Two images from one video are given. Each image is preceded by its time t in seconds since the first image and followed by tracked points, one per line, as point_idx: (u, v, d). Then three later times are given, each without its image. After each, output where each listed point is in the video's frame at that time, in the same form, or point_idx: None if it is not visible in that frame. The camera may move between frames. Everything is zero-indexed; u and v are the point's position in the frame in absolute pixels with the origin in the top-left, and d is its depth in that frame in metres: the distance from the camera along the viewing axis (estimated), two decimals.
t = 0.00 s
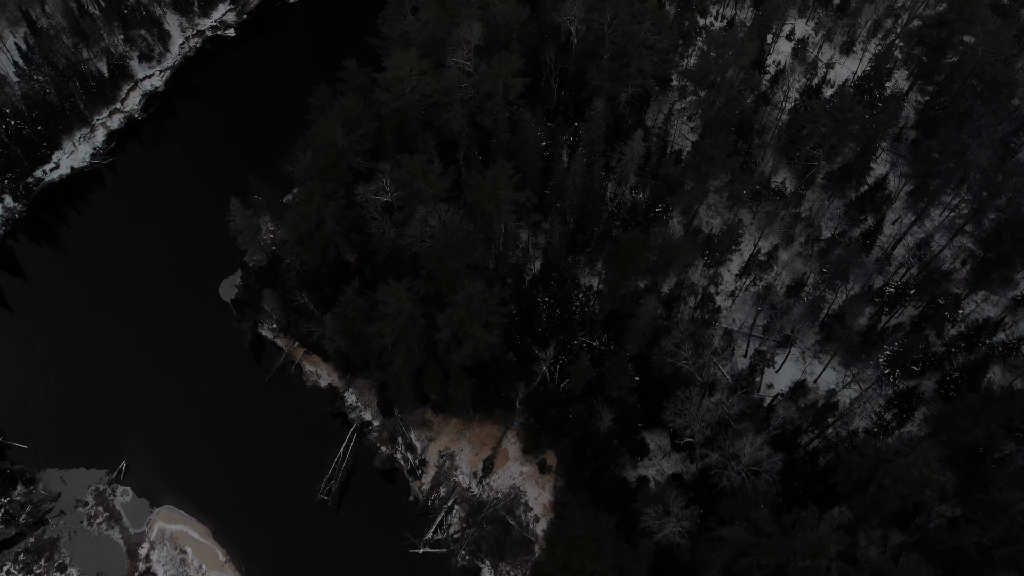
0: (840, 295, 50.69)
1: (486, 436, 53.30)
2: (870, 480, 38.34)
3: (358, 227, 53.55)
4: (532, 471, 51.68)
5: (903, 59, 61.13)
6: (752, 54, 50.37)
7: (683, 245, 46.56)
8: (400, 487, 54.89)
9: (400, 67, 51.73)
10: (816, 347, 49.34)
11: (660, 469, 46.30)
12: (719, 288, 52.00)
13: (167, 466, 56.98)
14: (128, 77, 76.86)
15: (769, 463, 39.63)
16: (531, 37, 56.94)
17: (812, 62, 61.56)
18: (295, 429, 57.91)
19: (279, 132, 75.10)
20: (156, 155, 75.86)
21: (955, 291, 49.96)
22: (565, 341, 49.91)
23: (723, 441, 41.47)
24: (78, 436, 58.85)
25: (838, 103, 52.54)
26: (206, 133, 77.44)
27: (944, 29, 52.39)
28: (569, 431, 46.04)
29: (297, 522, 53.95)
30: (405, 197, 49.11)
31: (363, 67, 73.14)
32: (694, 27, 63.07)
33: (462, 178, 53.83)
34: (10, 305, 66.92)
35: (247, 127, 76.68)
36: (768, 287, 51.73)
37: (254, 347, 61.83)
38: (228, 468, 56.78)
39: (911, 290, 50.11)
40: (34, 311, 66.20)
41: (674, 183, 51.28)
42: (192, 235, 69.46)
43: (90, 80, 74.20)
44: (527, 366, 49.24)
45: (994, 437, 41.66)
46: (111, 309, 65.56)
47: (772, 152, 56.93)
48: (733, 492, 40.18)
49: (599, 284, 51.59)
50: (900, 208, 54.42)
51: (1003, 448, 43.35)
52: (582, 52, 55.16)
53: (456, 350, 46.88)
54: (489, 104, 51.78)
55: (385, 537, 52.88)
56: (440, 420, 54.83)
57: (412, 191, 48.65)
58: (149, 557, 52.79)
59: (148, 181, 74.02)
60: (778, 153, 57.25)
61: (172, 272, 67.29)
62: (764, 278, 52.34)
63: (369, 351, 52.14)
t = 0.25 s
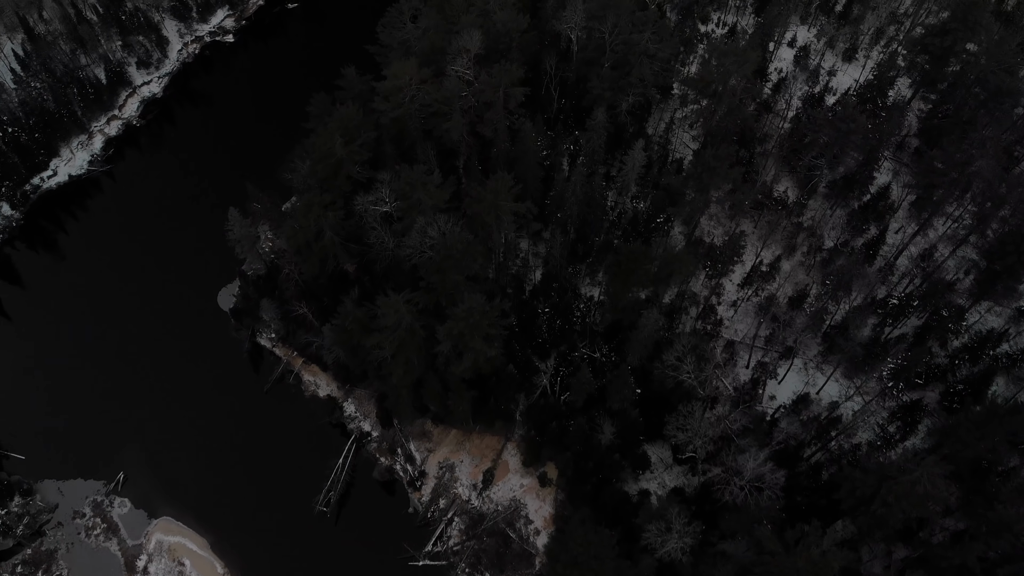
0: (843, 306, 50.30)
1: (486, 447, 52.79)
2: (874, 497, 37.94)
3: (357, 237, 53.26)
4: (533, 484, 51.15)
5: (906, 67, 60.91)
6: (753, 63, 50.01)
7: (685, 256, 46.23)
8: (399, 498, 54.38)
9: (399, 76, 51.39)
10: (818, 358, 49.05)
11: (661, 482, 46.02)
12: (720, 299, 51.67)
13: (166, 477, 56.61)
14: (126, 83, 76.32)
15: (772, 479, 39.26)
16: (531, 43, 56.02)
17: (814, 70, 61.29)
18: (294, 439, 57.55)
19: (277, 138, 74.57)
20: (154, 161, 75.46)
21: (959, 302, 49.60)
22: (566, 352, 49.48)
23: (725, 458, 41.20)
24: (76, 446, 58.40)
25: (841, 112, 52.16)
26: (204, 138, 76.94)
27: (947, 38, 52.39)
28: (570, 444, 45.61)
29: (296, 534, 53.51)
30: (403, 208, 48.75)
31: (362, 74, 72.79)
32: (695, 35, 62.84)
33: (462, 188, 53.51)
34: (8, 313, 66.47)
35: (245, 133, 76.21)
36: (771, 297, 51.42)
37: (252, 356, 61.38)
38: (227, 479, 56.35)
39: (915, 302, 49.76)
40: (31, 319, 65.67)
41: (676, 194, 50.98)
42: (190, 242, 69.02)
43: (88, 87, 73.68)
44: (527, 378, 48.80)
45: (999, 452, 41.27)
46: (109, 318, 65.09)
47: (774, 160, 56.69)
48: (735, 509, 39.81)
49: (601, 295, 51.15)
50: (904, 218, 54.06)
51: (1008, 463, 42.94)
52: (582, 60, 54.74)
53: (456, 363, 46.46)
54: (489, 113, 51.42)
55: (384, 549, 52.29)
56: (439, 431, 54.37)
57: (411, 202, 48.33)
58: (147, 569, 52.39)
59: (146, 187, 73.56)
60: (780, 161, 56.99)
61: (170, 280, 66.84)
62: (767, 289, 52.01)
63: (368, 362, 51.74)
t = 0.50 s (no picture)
0: (847, 318, 49.84)
1: (486, 460, 52.13)
2: (879, 516, 37.57)
3: (357, 249, 52.94)
4: (533, 498, 50.38)
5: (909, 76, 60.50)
6: (755, 73, 49.62)
7: (687, 269, 45.79)
8: (398, 511, 53.83)
9: (399, 87, 51.08)
10: (821, 370, 48.72)
11: (664, 497, 45.38)
12: (723, 311, 51.29)
13: (163, 489, 56.16)
14: (124, 90, 75.88)
15: (776, 498, 38.87)
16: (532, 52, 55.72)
17: (817, 78, 60.90)
18: (293, 451, 57.14)
19: (276, 145, 74.06)
20: (153, 169, 75.08)
21: (963, 315, 49.22)
22: (567, 365, 49.15)
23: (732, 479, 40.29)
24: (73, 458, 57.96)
25: (844, 123, 51.77)
26: (202, 145, 76.45)
27: (950, 48, 52.19)
28: (571, 459, 45.17)
29: (294, 547, 52.97)
30: (403, 220, 48.31)
31: (362, 84, 72.48)
32: (696, 43, 62.53)
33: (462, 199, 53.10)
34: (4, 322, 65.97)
35: (244, 140, 75.78)
36: (773, 309, 51.05)
37: (251, 367, 60.98)
38: (225, 491, 55.89)
39: (919, 316, 49.47)
40: (28, 329, 65.20)
41: (678, 207, 50.64)
42: (189, 251, 68.62)
43: (86, 94, 73.26)
44: (528, 392, 48.47)
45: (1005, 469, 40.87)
46: (106, 327, 64.62)
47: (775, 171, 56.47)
48: (739, 528, 39.32)
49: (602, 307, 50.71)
50: (907, 229, 53.75)
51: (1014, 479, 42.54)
52: (583, 69, 54.30)
53: (456, 377, 46.02)
54: (489, 125, 51.04)
55: (383, 563, 51.69)
56: (439, 443, 53.87)
57: (411, 215, 47.87)
58: None
59: (145, 195, 73.13)
60: (782, 172, 56.68)
61: (168, 290, 66.41)
62: (769, 302, 51.64)
63: (368, 375, 51.32)
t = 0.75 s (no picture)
0: (851, 330, 49.42)
1: (486, 472, 51.65)
2: (882, 533, 37.26)
3: (356, 259, 52.53)
4: (534, 511, 49.86)
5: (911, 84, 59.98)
6: (758, 82, 49.23)
7: (690, 281, 45.30)
8: (398, 522, 53.43)
9: (398, 97, 50.66)
10: (824, 381, 48.33)
11: (666, 510, 44.66)
12: (725, 321, 50.92)
13: (161, 501, 55.79)
14: (123, 97, 75.28)
15: (779, 514, 38.61)
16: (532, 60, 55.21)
17: (819, 86, 60.62)
18: (292, 462, 56.75)
19: (275, 152, 73.68)
20: (151, 175, 74.69)
21: (968, 327, 48.84)
22: (568, 377, 48.73)
23: (735, 495, 40.03)
24: (70, 468, 57.58)
25: (847, 132, 51.36)
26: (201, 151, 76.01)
27: (954, 57, 51.86)
28: (572, 473, 44.72)
29: (293, 559, 52.61)
30: (402, 230, 47.83)
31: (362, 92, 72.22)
32: (698, 51, 62.31)
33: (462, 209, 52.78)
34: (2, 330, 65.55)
35: (243, 146, 75.41)
36: (776, 320, 50.70)
37: (249, 377, 60.60)
38: (223, 503, 55.53)
39: (922, 327, 49.27)
40: (25, 337, 64.78)
41: (680, 217, 50.35)
42: (187, 258, 68.22)
43: (84, 101, 72.75)
44: (528, 404, 47.83)
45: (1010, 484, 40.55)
46: (104, 336, 64.21)
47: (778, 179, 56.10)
48: (742, 544, 38.95)
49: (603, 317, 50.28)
50: (910, 238, 53.32)
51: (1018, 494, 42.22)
52: (583, 77, 54.17)
53: (456, 390, 45.59)
54: (489, 134, 50.68)
55: None
56: (439, 454, 53.39)
57: (410, 225, 47.37)
58: None
59: (143, 201, 72.74)
60: (784, 181, 56.32)
61: (166, 298, 66.02)
62: (772, 313, 51.19)
63: (367, 387, 50.90)
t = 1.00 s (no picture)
0: (854, 343, 48.92)
1: (487, 486, 51.10)
2: (887, 553, 36.88)
3: (355, 271, 52.05)
4: (535, 526, 49.32)
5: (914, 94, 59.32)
6: (760, 92, 48.77)
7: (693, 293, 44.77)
8: (397, 535, 52.92)
9: (397, 106, 50.01)
10: (827, 394, 47.84)
11: (668, 526, 43.82)
12: (727, 333, 50.55)
13: (159, 513, 55.33)
14: (120, 104, 74.99)
15: (782, 534, 38.33)
16: (532, 69, 54.91)
17: (821, 95, 60.23)
18: (290, 474, 56.31)
19: (274, 159, 73.23)
20: (149, 183, 74.24)
21: (972, 341, 48.37)
22: (569, 391, 48.39)
23: (738, 514, 40.02)
24: (67, 480, 57.12)
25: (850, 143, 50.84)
26: (199, 158, 75.59)
27: (959, 67, 51.18)
28: (573, 489, 44.20)
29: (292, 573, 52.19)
30: (401, 243, 47.29)
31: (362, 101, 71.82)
32: (699, 59, 62.01)
33: (462, 220, 52.43)
34: None
35: (242, 153, 74.97)
36: (779, 332, 50.28)
37: (248, 388, 60.13)
38: (221, 515, 55.12)
39: (926, 341, 48.86)
40: (22, 347, 64.32)
41: (682, 229, 49.99)
42: (185, 267, 67.77)
43: (82, 108, 72.38)
44: (529, 418, 47.27)
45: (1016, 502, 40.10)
46: (101, 346, 63.75)
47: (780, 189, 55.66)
48: (745, 563, 38.53)
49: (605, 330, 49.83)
50: (914, 250, 52.85)
51: None
52: (584, 88, 53.82)
53: (455, 405, 45.08)
54: (489, 145, 50.25)
55: None
56: (439, 467, 52.83)
57: (409, 237, 46.80)
58: None
59: (140, 209, 72.29)
60: (787, 191, 55.84)
61: (164, 307, 65.59)
62: (775, 325, 50.77)
63: (366, 400, 50.46)
